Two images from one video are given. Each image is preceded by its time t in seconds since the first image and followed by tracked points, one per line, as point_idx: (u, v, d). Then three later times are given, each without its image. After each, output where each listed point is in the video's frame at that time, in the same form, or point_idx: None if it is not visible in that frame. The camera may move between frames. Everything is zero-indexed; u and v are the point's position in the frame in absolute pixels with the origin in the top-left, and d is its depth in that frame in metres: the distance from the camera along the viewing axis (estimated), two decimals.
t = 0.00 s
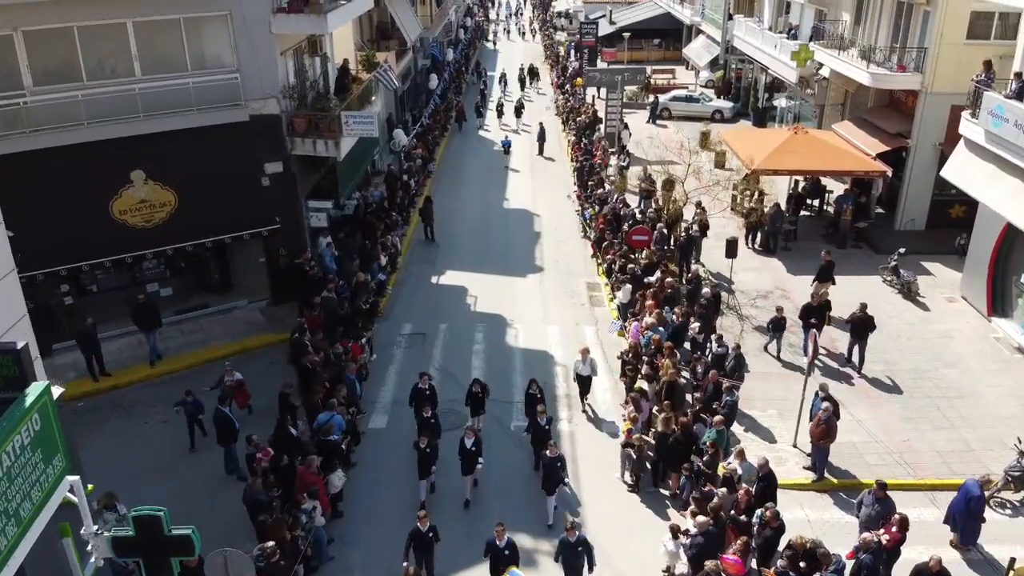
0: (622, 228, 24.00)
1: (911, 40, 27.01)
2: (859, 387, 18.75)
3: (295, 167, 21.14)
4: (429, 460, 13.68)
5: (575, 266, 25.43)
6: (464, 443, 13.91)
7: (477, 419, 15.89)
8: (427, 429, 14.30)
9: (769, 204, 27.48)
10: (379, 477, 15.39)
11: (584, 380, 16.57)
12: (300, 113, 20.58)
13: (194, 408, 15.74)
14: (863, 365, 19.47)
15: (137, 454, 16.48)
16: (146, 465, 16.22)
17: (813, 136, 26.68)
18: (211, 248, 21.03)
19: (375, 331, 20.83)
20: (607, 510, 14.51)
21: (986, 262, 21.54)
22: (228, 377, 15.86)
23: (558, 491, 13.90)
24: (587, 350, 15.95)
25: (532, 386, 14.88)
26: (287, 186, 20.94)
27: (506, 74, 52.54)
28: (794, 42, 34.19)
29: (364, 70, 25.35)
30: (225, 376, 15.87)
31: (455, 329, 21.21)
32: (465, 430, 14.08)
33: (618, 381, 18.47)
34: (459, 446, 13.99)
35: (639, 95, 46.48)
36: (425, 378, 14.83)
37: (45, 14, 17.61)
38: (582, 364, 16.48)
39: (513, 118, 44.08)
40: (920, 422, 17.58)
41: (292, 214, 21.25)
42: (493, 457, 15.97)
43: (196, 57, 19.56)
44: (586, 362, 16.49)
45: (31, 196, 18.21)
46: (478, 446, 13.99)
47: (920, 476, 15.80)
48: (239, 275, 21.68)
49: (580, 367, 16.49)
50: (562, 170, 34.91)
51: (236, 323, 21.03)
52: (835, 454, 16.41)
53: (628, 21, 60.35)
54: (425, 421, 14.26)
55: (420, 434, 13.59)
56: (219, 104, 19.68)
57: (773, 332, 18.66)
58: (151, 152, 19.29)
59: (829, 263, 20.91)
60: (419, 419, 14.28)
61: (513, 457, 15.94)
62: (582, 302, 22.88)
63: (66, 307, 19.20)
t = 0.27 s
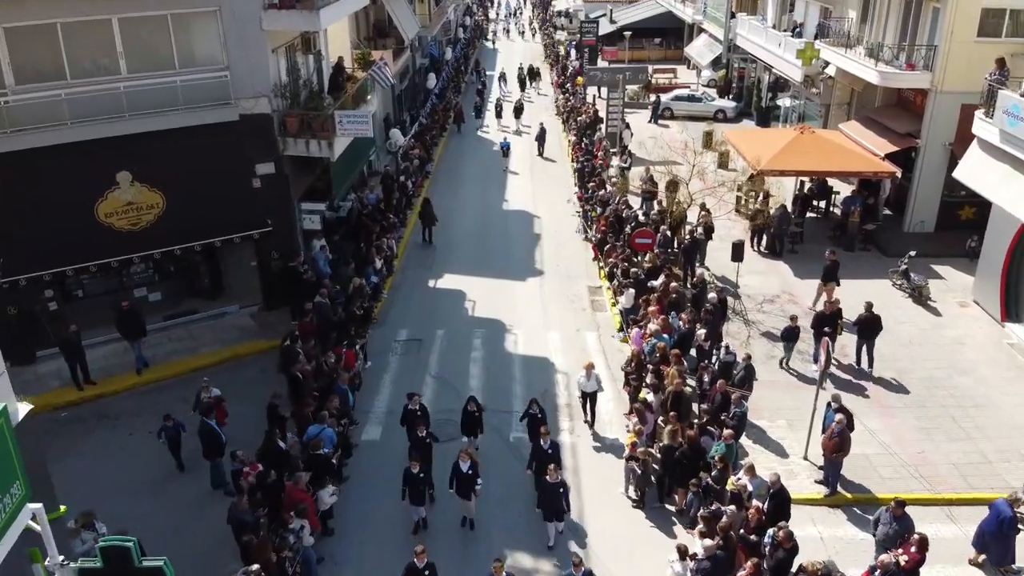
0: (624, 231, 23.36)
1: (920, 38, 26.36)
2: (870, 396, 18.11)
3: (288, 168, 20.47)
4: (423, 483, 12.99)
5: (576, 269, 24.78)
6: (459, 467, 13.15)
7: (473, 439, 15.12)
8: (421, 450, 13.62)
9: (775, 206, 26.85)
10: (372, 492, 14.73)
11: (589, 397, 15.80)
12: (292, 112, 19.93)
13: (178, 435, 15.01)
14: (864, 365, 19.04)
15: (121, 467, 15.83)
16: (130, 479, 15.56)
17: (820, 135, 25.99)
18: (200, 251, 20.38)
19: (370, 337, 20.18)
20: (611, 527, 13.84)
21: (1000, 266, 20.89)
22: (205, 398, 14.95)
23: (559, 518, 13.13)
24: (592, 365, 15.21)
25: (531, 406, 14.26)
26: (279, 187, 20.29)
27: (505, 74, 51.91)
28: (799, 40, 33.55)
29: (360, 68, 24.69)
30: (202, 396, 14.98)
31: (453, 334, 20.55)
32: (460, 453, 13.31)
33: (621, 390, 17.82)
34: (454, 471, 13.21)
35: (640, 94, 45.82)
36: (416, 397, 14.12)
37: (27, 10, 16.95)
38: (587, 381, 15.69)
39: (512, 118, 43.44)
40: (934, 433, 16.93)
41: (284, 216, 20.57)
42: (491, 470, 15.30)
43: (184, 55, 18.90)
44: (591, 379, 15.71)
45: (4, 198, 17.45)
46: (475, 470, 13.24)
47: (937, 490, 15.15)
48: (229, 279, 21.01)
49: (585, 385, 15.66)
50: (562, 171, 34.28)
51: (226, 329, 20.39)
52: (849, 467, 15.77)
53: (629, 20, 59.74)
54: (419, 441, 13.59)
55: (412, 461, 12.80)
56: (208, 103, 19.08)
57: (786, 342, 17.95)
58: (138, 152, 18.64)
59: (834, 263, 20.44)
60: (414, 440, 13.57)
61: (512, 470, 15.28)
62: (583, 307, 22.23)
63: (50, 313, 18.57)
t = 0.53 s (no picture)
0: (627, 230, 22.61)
1: (930, 31, 25.61)
2: (884, 401, 17.36)
3: (277, 165, 19.71)
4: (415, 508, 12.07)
5: (577, 269, 24.02)
6: (455, 494, 11.97)
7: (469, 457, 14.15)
8: (415, 475, 12.63)
9: (781, 204, 26.10)
10: (363, 503, 13.98)
11: (594, 412, 14.86)
12: (282, 106, 19.17)
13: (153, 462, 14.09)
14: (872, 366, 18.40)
15: (100, 477, 15.05)
16: (108, 489, 14.79)
17: (828, 131, 25.08)
18: (186, 250, 19.64)
19: (362, 340, 19.41)
20: (614, 541, 13.09)
21: (1015, 265, 20.13)
22: (174, 424, 13.82)
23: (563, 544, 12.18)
24: (596, 379, 14.26)
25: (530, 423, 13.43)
26: (269, 184, 19.51)
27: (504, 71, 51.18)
28: (804, 35, 32.80)
29: (353, 62, 23.94)
30: (175, 417, 13.90)
31: (449, 337, 19.79)
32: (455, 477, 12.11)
33: (624, 395, 17.07)
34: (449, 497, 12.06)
35: (641, 92, 45.05)
36: (406, 415, 13.25)
37: None
38: (590, 396, 14.71)
39: (511, 116, 42.69)
40: (951, 440, 16.17)
41: (274, 214, 19.79)
42: (487, 480, 14.53)
43: (168, 46, 18.15)
44: (595, 394, 14.71)
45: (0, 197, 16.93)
46: (470, 496, 12.05)
47: (956, 501, 14.40)
48: (217, 279, 20.28)
49: (589, 400, 14.69)
50: (562, 169, 33.53)
51: (213, 331, 19.61)
52: (863, 477, 15.03)
53: (629, 18, 59.01)
54: (413, 465, 12.60)
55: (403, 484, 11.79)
56: (194, 96, 18.39)
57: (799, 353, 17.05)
58: (120, 147, 17.86)
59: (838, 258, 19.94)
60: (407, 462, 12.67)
61: (510, 480, 14.53)
62: (584, 308, 21.46)
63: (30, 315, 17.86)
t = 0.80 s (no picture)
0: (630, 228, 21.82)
1: (942, 23, 24.80)
2: (900, 406, 16.57)
3: (266, 160, 18.91)
4: (405, 543, 10.98)
5: (578, 269, 23.22)
6: (447, 523, 10.89)
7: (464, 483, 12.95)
8: (405, 500, 11.67)
9: (789, 202, 25.31)
10: (351, 517, 13.17)
11: (598, 433, 13.58)
12: (270, 98, 18.38)
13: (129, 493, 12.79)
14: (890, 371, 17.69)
15: (76, 488, 14.25)
16: (85, 501, 13.99)
17: (837, 127, 24.23)
18: (171, 249, 18.77)
19: (355, 343, 18.61)
20: (618, 559, 12.26)
21: None
22: (145, 443, 13.02)
23: None
24: (603, 395, 13.18)
25: (532, 445, 12.58)
26: (256, 180, 18.71)
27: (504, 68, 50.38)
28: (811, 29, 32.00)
29: (347, 55, 23.13)
30: (145, 435, 13.07)
31: (445, 340, 18.99)
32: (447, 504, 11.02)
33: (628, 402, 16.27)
34: (441, 527, 10.95)
35: (643, 89, 44.28)
36: (397, 436, 12.23)
37: None
38: (595, 414, 13.46)
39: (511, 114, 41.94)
40: (973, 449, 15.35)
41: (262, 212, 19.00)
42: (484, 493, 13.71)
43: (151, 35, 17.33)
44: (601, 412, 13.47)
45: None
46: (464, 526, 10.97)
47: (981, 515, 13.59)
48: (203, 280, 19.43)
49: (594, 420, 13.49)
50: (562, 167, 32.74)
51: (200, 333, 18.80)
52: (882, 489, 14.23)
53: (631, 14, 58.17)
54: (403, 489, 11.65)
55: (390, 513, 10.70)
56: (177, 88, 17.55)
57: (817, 363, 16.32)
58: (102, 141, 17.06)
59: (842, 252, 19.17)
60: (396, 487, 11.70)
61: (508, 493, 13.72)
62: (586, 310, 20.66)
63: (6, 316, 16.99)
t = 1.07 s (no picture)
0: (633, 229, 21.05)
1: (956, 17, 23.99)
2: (917, 416, 15.78)
3: (254, 158, 18.11)
4: None
5: (579, 271, 22.43)
6: (436, 567, 10.09)
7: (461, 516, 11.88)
8: (391, 536, 11.00)
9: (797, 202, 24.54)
10: (339, 537, 12.37)
11: (604, 459, 12.61)
12: (258, 93, 17.57)
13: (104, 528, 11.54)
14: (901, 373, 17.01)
15: (48, 505, 13.43)
16: (57, 519, 13.17)
17: (847, 123, 23.44)
18: (155, 250, 17.90)
19: (346, 349, 17.82)
20: None
21: None
22: (111, 476, 12.35)
23: None
24: (606, 418, 12.31)
25: (534, 472, 11.37)
26: (244, 178, 17.90)
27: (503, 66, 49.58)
28: (818, 24, 31.20)
29: (340, 48, 22.32)
30: (111, 466, 12.45)
31: (442, 345, 18.20)
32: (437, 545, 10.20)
33: (633, 411, 15.49)
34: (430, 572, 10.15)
35: (644, 86, 43.50)
36: (384, 461, 11.26)
37: None
38: (600, 439, 12.54)
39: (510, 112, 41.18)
40: (996, 462, 14.54)
41: (250, 211, 18.20)
42: (480, 510, 12.91)
43: (132, 26, 16.47)
44: (606, 436, 12.54)
45: None
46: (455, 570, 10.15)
47: (1008, 534, 12.79)
48: (189, 282, 18.58)
49: (600, 445, 12.53)
50: (563, 166, 31.98)
51: (185, 339, 18.00)
52: (901, 505, 13.45)
53: (631, 11, 57.37)
54: (389, 525, 10.93)
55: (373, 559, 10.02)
56: (160, 82, 16.73)
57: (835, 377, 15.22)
58: (81, 138, 16.23)
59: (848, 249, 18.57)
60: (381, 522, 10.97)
61: (506, 511, 12.90)
62: (588, 314, 19.86)
63: None
